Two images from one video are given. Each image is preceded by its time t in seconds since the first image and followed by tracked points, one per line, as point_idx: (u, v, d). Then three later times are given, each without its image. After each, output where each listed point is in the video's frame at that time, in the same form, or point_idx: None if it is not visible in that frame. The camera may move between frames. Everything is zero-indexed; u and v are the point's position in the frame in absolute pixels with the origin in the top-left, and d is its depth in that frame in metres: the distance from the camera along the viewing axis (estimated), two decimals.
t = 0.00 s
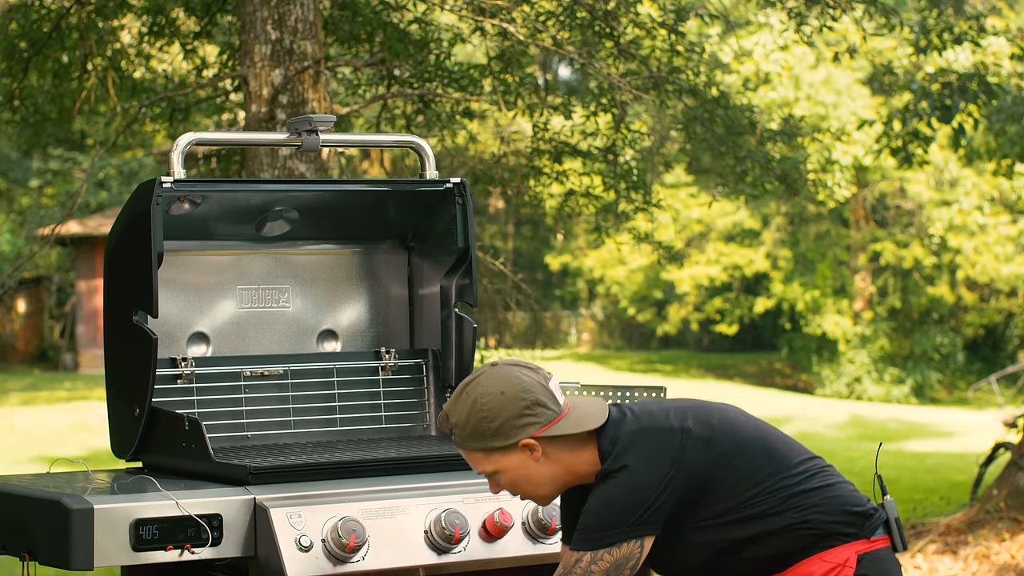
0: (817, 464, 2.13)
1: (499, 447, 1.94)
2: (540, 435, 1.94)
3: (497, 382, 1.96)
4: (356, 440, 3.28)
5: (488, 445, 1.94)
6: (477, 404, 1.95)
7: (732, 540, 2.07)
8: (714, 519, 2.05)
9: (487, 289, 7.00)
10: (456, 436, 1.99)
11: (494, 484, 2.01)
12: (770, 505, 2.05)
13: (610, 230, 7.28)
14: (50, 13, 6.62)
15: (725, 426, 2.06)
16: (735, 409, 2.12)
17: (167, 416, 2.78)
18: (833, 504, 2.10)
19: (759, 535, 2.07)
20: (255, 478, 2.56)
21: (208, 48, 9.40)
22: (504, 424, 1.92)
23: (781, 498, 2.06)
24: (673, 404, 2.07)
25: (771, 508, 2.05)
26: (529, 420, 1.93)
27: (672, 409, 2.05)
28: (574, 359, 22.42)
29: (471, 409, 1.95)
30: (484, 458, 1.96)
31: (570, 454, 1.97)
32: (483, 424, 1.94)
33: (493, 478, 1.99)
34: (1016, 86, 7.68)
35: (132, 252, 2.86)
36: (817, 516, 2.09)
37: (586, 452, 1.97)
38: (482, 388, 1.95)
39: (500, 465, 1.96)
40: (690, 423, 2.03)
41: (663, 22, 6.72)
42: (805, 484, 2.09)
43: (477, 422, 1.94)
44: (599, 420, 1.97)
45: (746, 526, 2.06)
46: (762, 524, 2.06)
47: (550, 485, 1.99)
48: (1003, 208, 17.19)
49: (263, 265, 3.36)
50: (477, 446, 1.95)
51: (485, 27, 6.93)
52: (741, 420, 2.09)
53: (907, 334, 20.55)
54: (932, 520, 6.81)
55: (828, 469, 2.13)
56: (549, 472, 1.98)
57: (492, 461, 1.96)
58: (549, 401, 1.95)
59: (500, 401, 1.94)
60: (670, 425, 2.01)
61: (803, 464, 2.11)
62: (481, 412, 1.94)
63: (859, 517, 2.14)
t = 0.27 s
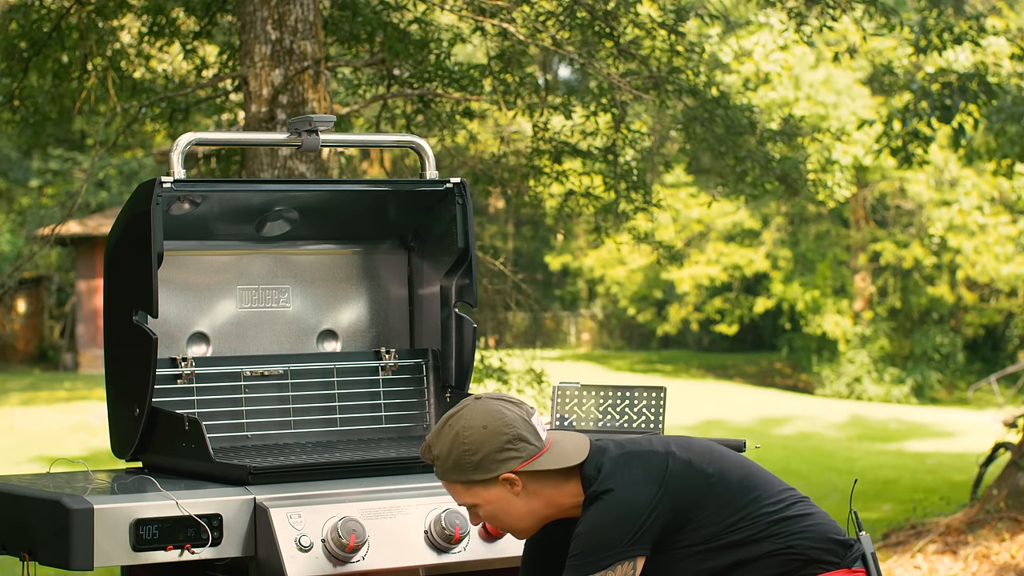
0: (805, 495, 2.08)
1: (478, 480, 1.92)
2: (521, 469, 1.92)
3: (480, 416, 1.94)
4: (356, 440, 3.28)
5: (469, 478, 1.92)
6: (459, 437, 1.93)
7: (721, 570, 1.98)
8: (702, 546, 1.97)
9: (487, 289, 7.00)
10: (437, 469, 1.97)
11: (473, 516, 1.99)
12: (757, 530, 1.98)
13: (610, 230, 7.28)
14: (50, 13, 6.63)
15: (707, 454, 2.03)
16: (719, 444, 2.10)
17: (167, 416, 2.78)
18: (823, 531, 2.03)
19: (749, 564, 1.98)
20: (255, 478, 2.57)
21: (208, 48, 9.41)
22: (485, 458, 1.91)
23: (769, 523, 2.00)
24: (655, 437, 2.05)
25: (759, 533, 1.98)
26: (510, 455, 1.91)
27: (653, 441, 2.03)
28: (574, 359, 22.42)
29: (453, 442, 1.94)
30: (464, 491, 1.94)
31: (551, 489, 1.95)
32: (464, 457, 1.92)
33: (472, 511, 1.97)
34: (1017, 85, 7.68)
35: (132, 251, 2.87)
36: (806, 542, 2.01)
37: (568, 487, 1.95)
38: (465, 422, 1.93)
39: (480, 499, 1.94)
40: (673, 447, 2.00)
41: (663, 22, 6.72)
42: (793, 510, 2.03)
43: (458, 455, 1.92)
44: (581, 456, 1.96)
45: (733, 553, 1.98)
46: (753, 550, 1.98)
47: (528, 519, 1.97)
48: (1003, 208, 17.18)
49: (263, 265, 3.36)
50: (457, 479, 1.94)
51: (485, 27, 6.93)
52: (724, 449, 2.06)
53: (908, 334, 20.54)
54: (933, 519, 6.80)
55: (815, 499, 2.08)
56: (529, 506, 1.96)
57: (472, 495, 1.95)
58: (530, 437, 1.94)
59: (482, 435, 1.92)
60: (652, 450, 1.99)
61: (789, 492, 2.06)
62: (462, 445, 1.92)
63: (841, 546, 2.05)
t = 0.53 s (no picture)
0: (781, 494, 2.12)
1: (461, 500, 1.92)
2: (503, 486, 1.93)
3: (460, 435, 1.94)
4: (356, 439, 3.28)
5: (452, 497, 1.92)
6: (440, 457, 1.93)
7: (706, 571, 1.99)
8: (688, 545, 1.98)
9: (487, 288, 7.00)
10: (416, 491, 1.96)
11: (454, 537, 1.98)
12: (739, 527, 2.01)
13: (610, 230, 7.27)
14: (50, 13, 6.63)
15: (684, 458, 2.07)
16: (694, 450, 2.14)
17: (167, 416, 2.78)
18: (804, 526, 2.06)
19: (735, 562, 2.00)
20: (255, 478, 2.56)
21: (208, 49, 9.41)
22: (468, 477, 1.91)
23: (751, 520, 2.02)
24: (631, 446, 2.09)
25: (741, 529, 2.01)
26: (493, 472, 1.92)
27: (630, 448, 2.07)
28: (574, 359, 22.43)
29: (434, 462, 1.93)
30: (446, 512, 1.93)
31: (533, 506, 1.96)
32: (446, 477, 1.92)
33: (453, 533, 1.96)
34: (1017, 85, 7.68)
35: (132, 251, 2.86)
36: (788, 538, 2.03)
37: (549, 503, 1.96)
38: (446, 442, 1.93)
39: (463, 520, 1.93)
40: (650, 452, 2.04)
41: (663, 22, 6.72)
42: (772, 506, 2.06)
43: (440, 475, 1.92)
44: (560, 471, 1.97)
45: (717, 552, 1.99)
46: (737, 547, 2.00)
47: (509, 539, 1.97)
48: (1003, 208, 17.18)
49: (264, 265, 3.36)
50: (439, 500, 1.93)
51: (485, 27, 6.93)
52: (701, 455, 2.10)
53: (907, 334, 20.54)
54: (932, 520, 6.80)
55: (792, 499, 2.11)
56: (511, 526, 1.96)
57: (454, 516, 1.94)
58: (511, 454, 1.95)
59: (463, 453, 1.92)
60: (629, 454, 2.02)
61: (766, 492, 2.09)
62: (444, 465, 1.92)
63: (824, 542, 2.07)
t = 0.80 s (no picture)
0: (762, 490, 2.20)
1: (450, 512, 2.04)
2: (489, 498, 2.05)
3: (447, 450, 2.07)
4: (357, 439, 3.28)
5: (441, 509, 2.04)
6: (428, 471, 2.06)
7: (695, 569, 2.06)
8: (676, 544, 2.05)
9: (487, 289, 7.00)
10: (407, 505, 2.09)
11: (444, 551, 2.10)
12: (724, 523, 2.09)
13: (610, 230, 7.27)
14: (50, 13, 6.63)
15: (666, 461, 2.15)
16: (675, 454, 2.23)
17: (167, 416, 2.78)
18: (786, 517, 2.14)
19: (723, 558, 2.08)
20: (255, 478, 2.56)
21: (208, 48, 9.41)
22: (456, 489, 2.04)
23: (734, 514, 2.10)
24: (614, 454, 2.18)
25: (726, 525, 2.09)
26: (479, 484, 2.04)
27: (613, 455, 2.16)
28: (574, 359, 22.44)
29: (423, 476, 2.06)
30: (435, 524, 2.05)
31: (518, 517, 2.07)
32: (434, 490, 2.04)
33: (443, 545, 2.08)
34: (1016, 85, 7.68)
35: (132, 251, 2.86)
36: (772, 530, 2.12)
37: (534, 515, 2.07)
38: (434, 457, 2.06)
39: (452, 532, 2.06)
40: (631, 457, 2.13)
41: (663, 22, 6.72)
42: (755, 501, 2.14)
43: (429, 488, 2.04)
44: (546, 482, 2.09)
45: (706, 548, 2.06)
46: (723, 542, 2.08)
47: (497, 550, 2.09)
48: (1003, 208, 17.18)
49: (264, 265, 3.36)
50: (428, 513, 2.05)
51: (485, 27, 6.93)
52: (681, 457, 2.19)
53: (907, 334, 20.54)
54: (932, 520, 6.80)
55: (773, 493, 2.19)
56: (498, 537, 2.08)
57: (444, 529, 2.06)
58: (497, 467, 2.07)
59: (451, 466, 2.05)
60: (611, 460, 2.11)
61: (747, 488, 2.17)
62: (432, 478, 2.05)
63: (814, 530, 2.16)
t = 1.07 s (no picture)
0: (754, 492, 2.25)
1: (445, 522, 2.06)
2: (484, 506, 2.08)
3: (439, 460, 2.10)
4: (356, 439, 3.28)
5: (436, 519, 2.06)
6: (421, 482, 2.08)
7: (692, 569, 2.10)
8: (671, 546, 2.09)
9: (487, 289, 7.01)
10: (401, 516, 2.10)
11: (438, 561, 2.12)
12: (719, 524, 2.13)
13: (610, 230, 7.27)
14: (50, 13, 6.63)
15: (658, 466, 2.20)
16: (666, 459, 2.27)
17: (167, 416, 2.78)
18: (778, 518, 2.19)
19: (719, 559, 2.12)
20: (255, 478, 2.56)
21: (208, 48, 9.41)
22: (450, 498, 2.06)
23: (728, 516, 2.15)
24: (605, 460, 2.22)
25: (720, 526, 2.13)
26: (474, 492, 2.07)
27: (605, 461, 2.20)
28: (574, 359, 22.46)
29: (417, 487, 2.08)
30: (430, 534, 2.08)
31: (513, 526, 2.12)
32: (429, 500, 2.06)
33: (438, 555, 2.10)
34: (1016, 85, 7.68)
35: (131, 251, 2.86)
36: (768, 530, 2.17)
37: (529, 522, 2.12)
38: (427, 467, 2.08)
39: (447, 543, 2.08)
40: (625, 462, 2.17)
41: (663, 22, 6.72)
42: (747, 503, 2.19)
43: (424, 499, 2.06)
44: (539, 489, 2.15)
45: (701, 550, 2.11)
46: (717, 543, 2.12)
47: (491, 558, 2.11)
48: (1003, 208, 17.18)
49: (263, 265, 3.36)
50: (423, 524, 2.07)
51: (485, 27, 6.93)
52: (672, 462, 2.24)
53: (907, 334, 20.55)
54: (932, 520, 6.80)
55: (766, 494, 2.24)
56: (495, 546, 2.11)
57: (439, 539, 2.08)
58: (490, 475, 2.10)
59: (444, 476, 2.07)
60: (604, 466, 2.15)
61: (741, 491, 2.22)
62: (426, 489, 2.07)
63: (809, 530, 2.22)
